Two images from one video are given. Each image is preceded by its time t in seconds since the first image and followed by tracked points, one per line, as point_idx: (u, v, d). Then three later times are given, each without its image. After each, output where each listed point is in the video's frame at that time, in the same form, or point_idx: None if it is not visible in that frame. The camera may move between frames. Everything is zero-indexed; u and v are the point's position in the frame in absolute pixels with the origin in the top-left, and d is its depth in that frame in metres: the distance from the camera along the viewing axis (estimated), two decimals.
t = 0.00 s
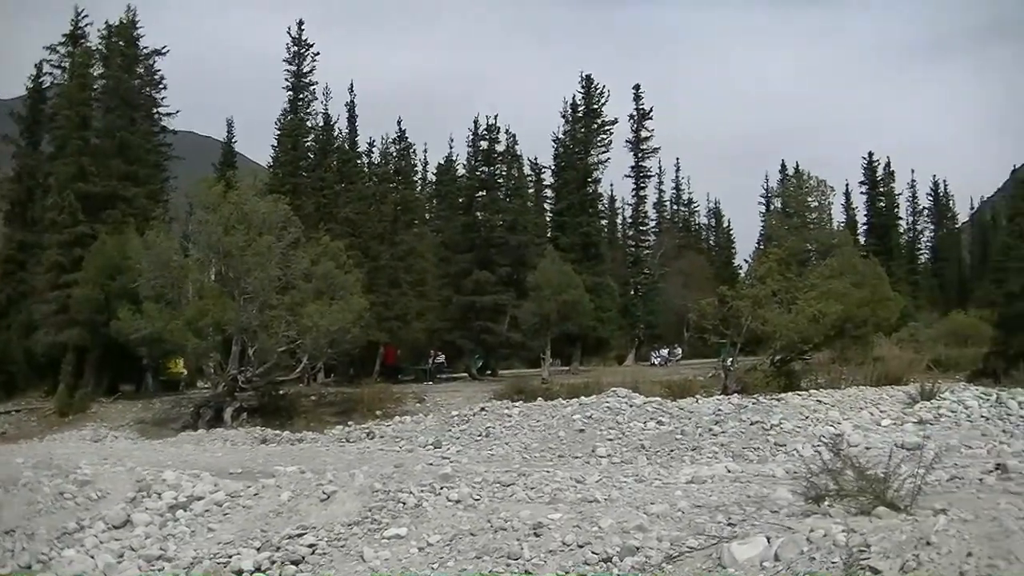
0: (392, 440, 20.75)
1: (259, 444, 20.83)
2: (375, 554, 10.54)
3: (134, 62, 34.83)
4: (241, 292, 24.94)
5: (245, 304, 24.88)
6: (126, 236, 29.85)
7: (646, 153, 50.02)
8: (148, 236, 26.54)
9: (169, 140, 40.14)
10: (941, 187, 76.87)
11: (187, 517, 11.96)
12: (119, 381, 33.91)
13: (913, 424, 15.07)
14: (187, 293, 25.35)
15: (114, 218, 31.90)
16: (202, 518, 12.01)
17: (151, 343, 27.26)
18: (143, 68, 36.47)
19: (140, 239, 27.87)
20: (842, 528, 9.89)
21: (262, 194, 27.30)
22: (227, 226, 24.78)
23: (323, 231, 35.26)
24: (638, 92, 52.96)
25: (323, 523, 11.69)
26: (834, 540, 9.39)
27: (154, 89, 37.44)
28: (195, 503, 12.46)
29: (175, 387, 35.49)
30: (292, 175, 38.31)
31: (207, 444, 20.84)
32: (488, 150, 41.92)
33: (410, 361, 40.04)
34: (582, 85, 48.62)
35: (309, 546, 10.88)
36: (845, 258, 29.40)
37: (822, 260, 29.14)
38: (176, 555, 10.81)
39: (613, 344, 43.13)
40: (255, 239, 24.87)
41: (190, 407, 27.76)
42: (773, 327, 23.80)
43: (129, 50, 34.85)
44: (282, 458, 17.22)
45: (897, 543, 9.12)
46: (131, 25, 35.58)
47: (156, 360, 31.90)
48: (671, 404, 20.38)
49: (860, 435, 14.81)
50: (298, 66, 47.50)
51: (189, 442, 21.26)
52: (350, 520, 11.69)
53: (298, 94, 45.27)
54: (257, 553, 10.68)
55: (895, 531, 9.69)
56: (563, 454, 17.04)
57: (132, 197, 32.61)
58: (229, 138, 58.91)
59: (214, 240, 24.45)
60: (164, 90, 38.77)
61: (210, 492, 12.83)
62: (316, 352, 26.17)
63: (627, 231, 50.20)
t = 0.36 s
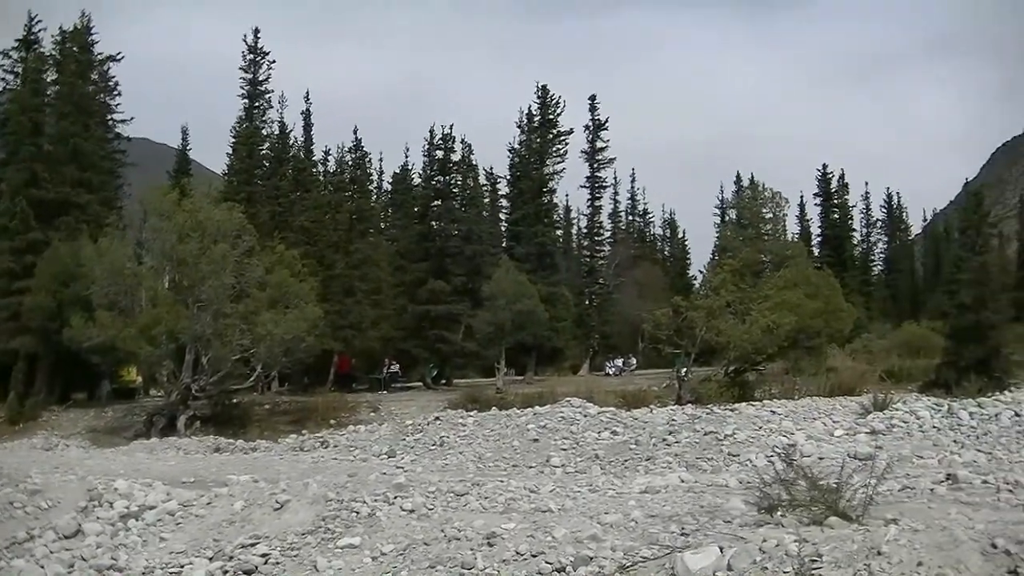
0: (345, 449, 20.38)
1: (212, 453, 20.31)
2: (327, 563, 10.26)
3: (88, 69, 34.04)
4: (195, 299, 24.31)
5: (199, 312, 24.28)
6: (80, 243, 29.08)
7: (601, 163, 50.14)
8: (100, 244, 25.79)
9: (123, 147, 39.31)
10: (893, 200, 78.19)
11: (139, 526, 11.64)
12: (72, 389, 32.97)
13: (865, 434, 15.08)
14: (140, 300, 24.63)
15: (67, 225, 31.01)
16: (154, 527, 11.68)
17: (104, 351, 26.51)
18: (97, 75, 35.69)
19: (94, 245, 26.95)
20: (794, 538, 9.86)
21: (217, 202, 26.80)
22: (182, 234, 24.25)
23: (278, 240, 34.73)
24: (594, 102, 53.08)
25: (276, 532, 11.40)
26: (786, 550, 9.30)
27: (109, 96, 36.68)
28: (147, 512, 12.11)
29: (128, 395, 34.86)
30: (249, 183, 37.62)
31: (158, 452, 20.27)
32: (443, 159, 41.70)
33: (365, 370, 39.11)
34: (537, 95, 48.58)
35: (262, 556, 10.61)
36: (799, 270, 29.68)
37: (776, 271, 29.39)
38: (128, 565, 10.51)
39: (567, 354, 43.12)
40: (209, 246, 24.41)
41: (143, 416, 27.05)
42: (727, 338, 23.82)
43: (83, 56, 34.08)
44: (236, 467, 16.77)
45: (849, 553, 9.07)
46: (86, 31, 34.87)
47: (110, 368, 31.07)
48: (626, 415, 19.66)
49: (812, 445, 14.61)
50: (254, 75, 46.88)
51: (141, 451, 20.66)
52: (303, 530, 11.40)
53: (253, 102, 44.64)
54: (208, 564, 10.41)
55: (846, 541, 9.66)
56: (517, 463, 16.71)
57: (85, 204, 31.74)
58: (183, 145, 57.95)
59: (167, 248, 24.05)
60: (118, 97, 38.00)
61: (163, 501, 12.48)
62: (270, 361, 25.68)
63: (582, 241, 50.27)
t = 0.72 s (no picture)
0: (290, 455, 19.95)
1: (155, 458, 19.73)
2: (272, 569, 9.93)
3: (34, 68, 33.05)
4: (140, 304, 23.58)
5: (144, 317, 23.50)
6: (23, 245, 28.11)
7: (550, 171, 50.25)
8: (44, 246, 24.78)
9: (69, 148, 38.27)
10: (840, 212, 79.48)
11: (80, 532, 11.25)
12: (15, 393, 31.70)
13: (809, 443, 15.13)
14: (85, 303, 24.00)
15: (9, 227, 29.93)
16: (96, 534, 11.31)
17: (46, 355, 25.50)
18: (43, 75, 34.67)
19: (37, 247, 25.91)
20: (738, 546, 9.82)
21: (164, 206, 26.16)
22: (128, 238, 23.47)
23: (225, 244, 34.01)
24: (544, 110, 53.16)
25: (221, 538, 11.06)
26: (728, 558, 9.29)
27: (55, 96, 35.66)
28: (89, 518, 11.72)
29: (73, 400, 33.89)
30: (196, 186, 37.08)
31: (99, 457, 19.59)
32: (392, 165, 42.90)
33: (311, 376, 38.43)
34: (487, 103, 48.47)
35: (205, 561, 10.27)
36: (746, 280, 29.93)
37: (723, 281, 29.60)
38: (69, 571, 10.11)
39: (515, 362, 42.96)
40: (156, 250, 23.62)
41: (86, 421, 26.14)
42: (674, 347, 24.04)
43: (29, 56, 33.11)
44: (179, 472, 16.31)
45: (790, 561, 9.07)
46: (34, 30, 34.16)
47: (52, 372, 29.95)
48: (573, 422, 19.36)
49: (756, 454, 14.41)
50: (203, 78, 46.01)
51: (82, 456, 19.94)
52: (247, 536, 11.07)
53: (203, 105, 43.78)
54: (152, 570, 10.01)
55: (789, 549, 9.66)
56: (463, 471, 16.40)
57: (28, 205, 30.69)
58: (129, 147, 56.66)
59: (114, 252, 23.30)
60: (64, 97, 36.99)
61: (105, 507, 12.11)
62: (216, 365, 25.03)
63: (530, 249, 50.29)
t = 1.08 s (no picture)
0: (229, 458, 19.39)
1: (92, 461, 19.01)
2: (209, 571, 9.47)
3: None
4: (78, 305, 22.68)
5: (82, 319, 22.61)
6: None
7: (491, 174, 50.06)
8: None
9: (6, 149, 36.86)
10: (781, 217, 80.62)
11: (13, 537, 10.72)
12: None
13: (749, 447, 15.12)
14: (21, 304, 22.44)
15: None
16: (30, 538, 10.76)
17: None
18: None
19: None
20: (677, 549, 9.73)
21: (102, 207, 25.33)
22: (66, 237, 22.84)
23: (164, 245, 33.07)
24: (485, 113, 52.98)
25: (159, 542, 10.62)
26: (669, 561, 9.18)
27: None
28: (23, 523, 11.21)
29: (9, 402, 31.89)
30: (135, 187, 35.78)
31: (33, 461, 18.79)
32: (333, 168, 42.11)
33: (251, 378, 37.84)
34: (428, 105, 48.09)
35: (142, 566, 9.80)
36: (686, 284, 30.11)
37: (663, 284, 29.74)
38: None
39: (455, 365, 42.60)
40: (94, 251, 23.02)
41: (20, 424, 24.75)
42: (615, 351, 23.85)
43: None
44: (116, 475, 15.70)
45: (730, 564, 8.98)
46: None
47: None
48: (514, 425, 18.98)
49: (696, 457, 14.25)
50: (143, 77, 44.73)
51: (15, 459, 19.10)
52: (185, 540, 10.66)
53: (142, 105, 42.57)
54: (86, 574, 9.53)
55: (729, 552, 9.58)
56: (402, 474, 16.03)
57: None
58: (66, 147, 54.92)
59: (52, 251, 22.53)
60: None
61: (40, 512, 11.62)
62: (156, 367, 24.26)
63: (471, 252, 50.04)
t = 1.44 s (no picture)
0: (176, 460, 18.91)
1: (36, 463, 18.39)
2: None
3: None
4: (24, 305, 21.82)
5: (28, 318, 21.76)
6: None
7: (440, 176, 49.78)
8: None
9: None
10: (729, 219, 81.29)
11: None
12: None
13: (697, 448, 15.09)
14: None
15: None
16: None
17: None
18: None
19: None
20: (625, 551, 9.64)
21: (48, 207, 24.57)
22: (8, 237, 21.88)
23: (110, 244, 32.23)
24: (434, 114, 52.69)
25: (105, 545, 10.30)
26: (617, 562, 9.08)
27: None
28: None
29: None
30: (83, 188, 34.62)
31: None
32: (281, 169, 41.18)
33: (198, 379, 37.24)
34: (377, 106, 47.65)
35: (87, 569, 9.51)
36: (634, 286, 30.20)
37: (611, 286, 29.72)
38: None
39: (404, 366, 42.21)
40: (39, 251, 22.06)
41: None
42: (563, 353, 23.81)
43: None
44: (62, 477, 15.20)
45: (677, 565, 8.92)
46: None
47: None
48: (462, 426, 18.76)
49: (644, 458, 14.17)
50: (90, 76, 43.75)
51: None
52: (132, 542, 10.34)
53: (90, 104, 41.56)
54: None
55: (676, 553, 9.53)
56: (351, 476, 15.74)
57: None
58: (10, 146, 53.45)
59: None
60: None
61: None
62: (103, 369, 23.59)
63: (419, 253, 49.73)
